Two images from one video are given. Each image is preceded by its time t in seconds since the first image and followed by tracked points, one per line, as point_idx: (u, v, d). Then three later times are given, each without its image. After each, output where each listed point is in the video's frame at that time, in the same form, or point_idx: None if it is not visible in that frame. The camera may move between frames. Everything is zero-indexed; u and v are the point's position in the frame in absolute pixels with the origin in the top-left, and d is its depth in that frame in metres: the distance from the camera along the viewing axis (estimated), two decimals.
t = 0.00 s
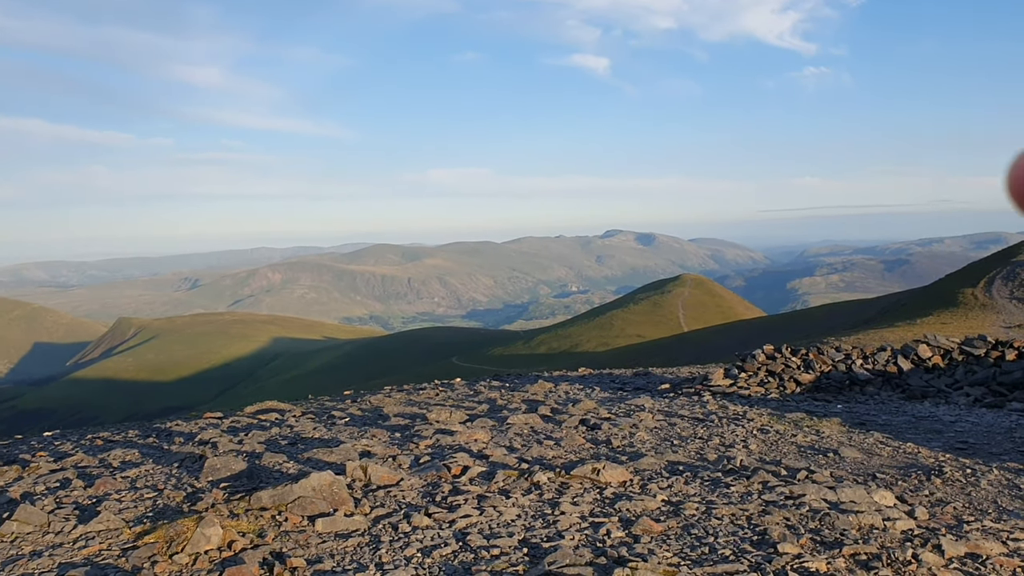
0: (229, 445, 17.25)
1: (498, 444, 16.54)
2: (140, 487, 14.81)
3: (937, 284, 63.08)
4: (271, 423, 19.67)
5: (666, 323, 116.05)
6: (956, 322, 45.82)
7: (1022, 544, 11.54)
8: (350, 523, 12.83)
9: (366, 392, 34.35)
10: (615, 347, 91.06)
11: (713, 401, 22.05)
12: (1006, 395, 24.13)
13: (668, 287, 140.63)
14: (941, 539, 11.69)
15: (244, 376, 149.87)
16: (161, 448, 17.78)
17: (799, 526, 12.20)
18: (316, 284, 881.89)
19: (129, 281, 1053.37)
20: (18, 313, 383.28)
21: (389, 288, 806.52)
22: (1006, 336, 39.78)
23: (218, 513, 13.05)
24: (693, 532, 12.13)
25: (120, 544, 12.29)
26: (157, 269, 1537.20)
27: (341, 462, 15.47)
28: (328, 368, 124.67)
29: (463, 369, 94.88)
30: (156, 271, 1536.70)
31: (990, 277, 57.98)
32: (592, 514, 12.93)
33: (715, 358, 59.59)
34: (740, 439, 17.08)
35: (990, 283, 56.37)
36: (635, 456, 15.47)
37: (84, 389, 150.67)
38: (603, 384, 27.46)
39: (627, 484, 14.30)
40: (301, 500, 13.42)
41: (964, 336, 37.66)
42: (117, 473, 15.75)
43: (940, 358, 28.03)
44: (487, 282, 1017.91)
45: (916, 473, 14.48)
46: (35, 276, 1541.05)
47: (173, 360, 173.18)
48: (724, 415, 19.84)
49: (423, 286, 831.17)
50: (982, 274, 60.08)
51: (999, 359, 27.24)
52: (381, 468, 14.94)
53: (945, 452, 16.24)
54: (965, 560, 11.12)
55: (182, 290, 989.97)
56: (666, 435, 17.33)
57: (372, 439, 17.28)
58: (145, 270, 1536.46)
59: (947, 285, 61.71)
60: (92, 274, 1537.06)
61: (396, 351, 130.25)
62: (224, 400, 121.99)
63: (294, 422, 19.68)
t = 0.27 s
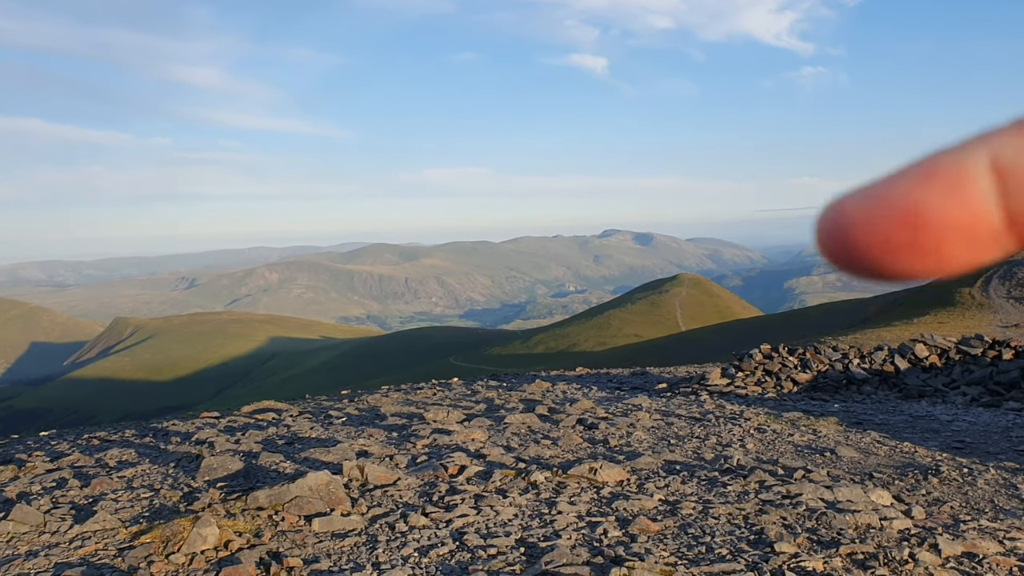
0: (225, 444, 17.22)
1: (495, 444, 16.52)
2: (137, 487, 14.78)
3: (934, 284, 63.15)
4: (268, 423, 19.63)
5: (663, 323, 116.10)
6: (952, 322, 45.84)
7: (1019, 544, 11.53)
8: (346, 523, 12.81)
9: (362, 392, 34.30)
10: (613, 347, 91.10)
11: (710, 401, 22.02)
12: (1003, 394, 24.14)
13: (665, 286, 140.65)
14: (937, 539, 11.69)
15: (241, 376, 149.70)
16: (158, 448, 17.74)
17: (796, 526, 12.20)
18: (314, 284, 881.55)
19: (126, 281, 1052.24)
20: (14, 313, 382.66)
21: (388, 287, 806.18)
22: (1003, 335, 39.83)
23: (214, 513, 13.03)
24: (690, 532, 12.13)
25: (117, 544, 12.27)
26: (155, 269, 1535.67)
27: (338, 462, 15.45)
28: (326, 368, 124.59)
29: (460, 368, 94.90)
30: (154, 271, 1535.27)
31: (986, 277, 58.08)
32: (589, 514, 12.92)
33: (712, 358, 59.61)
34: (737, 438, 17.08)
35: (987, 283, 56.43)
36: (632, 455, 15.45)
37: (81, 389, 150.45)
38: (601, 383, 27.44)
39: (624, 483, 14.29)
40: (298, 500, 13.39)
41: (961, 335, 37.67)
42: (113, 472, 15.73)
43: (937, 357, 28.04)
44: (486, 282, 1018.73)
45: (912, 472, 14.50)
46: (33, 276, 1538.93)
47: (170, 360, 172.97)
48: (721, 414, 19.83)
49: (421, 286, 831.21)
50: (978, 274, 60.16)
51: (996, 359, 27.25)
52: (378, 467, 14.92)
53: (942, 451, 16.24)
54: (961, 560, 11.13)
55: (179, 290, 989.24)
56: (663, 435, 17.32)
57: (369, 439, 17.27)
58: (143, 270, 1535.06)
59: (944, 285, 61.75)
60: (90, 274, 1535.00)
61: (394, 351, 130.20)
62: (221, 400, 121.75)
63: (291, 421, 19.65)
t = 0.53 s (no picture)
0: (223, 444, 17.21)
1: (493, 444, 16.54)
2: (135, 487, 14.77)
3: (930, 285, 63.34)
4: (266, 422, 19.62)
5: (660, 323, 116.30)
6: (949, 323, 45.98)
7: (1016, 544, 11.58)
8: (345, 523, 12.80)
9: (360, 391, 34.31)
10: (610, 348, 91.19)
11: (708, 401, 22.06)
12: (1000, 395, 24.21)
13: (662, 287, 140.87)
14: (934, 539, 11.72)
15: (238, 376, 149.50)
16: (156, 448, 17.74)
17: (794, 526, 12.23)
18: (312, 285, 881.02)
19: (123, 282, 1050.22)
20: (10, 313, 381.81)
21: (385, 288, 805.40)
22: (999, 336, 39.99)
23: (212, 513, 13.03)
24: (688, 532, 12.15)
25: (116, 544, 12.26)
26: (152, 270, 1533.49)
27: (336, 461, 15.46)
28: (322, 368, 124.50)
29: (457, 369, 94.92)
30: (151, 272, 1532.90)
31: (983, 278, 58.27)
32: (587, 514, 12.94)
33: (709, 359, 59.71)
34: (735, 439, 17.10)
35: (983, 284, 56.66)
36: (630, 455, 15.49)
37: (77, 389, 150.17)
38: (598, 383, 27.48)
39: (622, 483, 14.32)
40: (296, 500, 13.38)
41: (958, 335, 37.84)
42: (111, 472, 15.71)
43: (934, 358, 28.13)
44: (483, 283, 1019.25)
45: (909, 472, 14.54)
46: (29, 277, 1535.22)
47: (167, 360, 172.74)
48: (719, 414, 19.85)
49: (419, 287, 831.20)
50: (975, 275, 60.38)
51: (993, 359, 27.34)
52: (376, 467, 14.92)
53: (939, 451, 16.31)
54: (958, 560, 11.18)
55: (176, 291, 987.65)
56: (661, 435, 17.35)
57: (368, 439, 17.27)
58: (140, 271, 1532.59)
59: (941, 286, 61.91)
60: (87, 275, 1531.96)
61: (390, 352, 130.18)
62: (218, 401, 121.53)
63: (289, 421, 19.64)
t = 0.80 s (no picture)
0: (219, 445, 17.22)
1: (489, 445, 16.56)
2: (130, 487, 14.78)
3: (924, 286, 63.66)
4: (261, 423, 19.62)
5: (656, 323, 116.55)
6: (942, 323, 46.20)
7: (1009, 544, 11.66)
8: (340, 524, 12.81)
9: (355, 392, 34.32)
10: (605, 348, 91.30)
11: (702, 402, 22.12)
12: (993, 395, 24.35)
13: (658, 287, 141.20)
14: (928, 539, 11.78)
15: (233, 376, 149.20)
16: (151, 448, 17.73)
17: (788, 527, 12.30)
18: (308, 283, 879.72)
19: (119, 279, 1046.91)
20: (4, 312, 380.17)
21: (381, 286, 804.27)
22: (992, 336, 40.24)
23: (208, 513, 13.02)
24: (682, 532, 12.20)
25: (111, 544, 12.25)
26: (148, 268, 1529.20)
27: (332, 462, 15.48)
28: (318, 368, 124.29)
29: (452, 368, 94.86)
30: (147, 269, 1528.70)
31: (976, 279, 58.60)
32: (582, 515, 12.98)
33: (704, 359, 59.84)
34: (730, 439, 17.17)
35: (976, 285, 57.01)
36: (626, 456, 15.54)
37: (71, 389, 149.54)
38: (593, 384, 27.53)
39: (618, 484, 14.37)
40: (292, 500, 13.37)
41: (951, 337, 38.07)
42: (106, 472, 15.71)
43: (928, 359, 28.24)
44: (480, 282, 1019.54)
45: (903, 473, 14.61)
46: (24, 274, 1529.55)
47: (162, 360, 172.25)
48: (714, 415, 19.90)
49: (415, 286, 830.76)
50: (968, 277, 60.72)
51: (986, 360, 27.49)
52: (372, 468, 14.93)
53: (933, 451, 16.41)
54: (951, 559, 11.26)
55: (172, 289, 985.14)
56: (656, 435, 17.40)
57: (363, 439, 17.29)
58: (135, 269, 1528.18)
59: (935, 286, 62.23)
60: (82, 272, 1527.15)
61: (386, 351, 130.19)
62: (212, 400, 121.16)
63: (285, 422, 19.66)
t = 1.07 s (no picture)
0: (213, 444, 17.18)
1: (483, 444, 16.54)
2: (124, 486, 14.73)
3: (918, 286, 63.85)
4: (256, 422, 19.58)
5: (652, 323, 116.67)
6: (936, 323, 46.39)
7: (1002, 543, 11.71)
8: (335, 523, 12.79)
9: (349, 391, 34.29)
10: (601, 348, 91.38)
11: (697, 401, 22.14)
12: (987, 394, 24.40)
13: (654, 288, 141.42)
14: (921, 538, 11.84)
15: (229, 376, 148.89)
16: (145, 447, 17.68)
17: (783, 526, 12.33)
18: (304, 284, 878.63)
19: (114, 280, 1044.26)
20: None
21: (378, 286, 802.62)
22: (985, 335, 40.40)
23: (202, 513, 12.99)
24: (677, 531, 12.21)
25: (104, 543, 12.21)
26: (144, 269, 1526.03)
27: (326, 462, 15.45)
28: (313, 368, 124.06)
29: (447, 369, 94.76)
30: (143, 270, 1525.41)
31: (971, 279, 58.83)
32: (577, 514, 12.97)
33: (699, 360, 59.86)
34: (725, 439, 17.19)
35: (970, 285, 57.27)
36: (620, 455, 15.54)
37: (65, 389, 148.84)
38: (589, 384, 27.54)
39: (613, 483, 14.37)
40: (286, 499, 13.34)
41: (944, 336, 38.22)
42: (100, 472, 15.67)
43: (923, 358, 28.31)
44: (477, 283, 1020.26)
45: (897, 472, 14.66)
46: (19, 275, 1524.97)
47: (157, 360, 171.67)
48: (708, 415, 19.92)
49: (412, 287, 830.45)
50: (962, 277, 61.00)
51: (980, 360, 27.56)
52: (366, 467, 14.91)
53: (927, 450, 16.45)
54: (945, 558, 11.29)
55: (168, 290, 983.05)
56: (650, 435, 17.41)
57: (358, 439, 17.26)
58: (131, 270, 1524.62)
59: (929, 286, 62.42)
60: (78, 273, 1523.19)
61: (382, 352, 130.07)
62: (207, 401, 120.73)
63: (279, 420, 19.63)
